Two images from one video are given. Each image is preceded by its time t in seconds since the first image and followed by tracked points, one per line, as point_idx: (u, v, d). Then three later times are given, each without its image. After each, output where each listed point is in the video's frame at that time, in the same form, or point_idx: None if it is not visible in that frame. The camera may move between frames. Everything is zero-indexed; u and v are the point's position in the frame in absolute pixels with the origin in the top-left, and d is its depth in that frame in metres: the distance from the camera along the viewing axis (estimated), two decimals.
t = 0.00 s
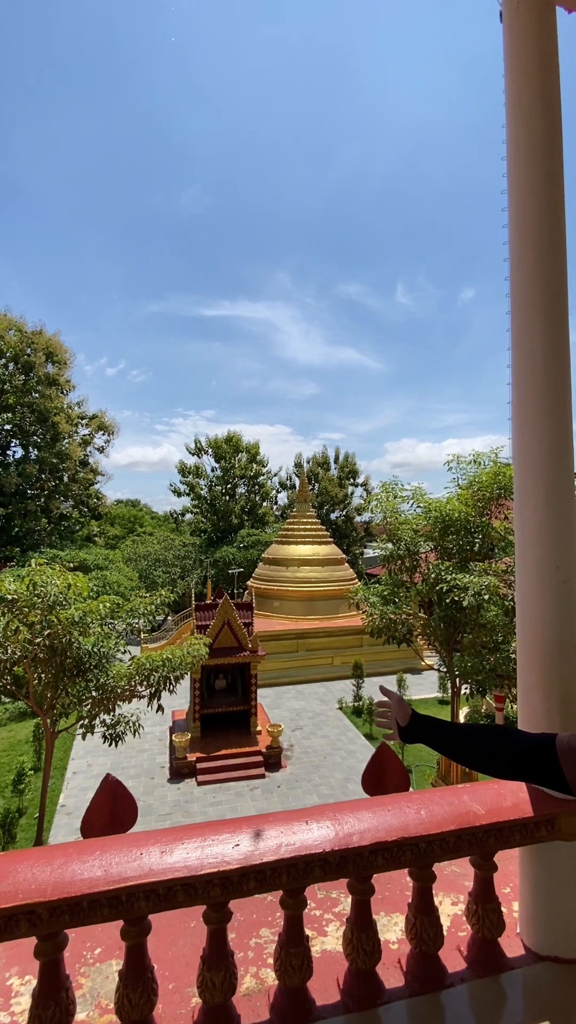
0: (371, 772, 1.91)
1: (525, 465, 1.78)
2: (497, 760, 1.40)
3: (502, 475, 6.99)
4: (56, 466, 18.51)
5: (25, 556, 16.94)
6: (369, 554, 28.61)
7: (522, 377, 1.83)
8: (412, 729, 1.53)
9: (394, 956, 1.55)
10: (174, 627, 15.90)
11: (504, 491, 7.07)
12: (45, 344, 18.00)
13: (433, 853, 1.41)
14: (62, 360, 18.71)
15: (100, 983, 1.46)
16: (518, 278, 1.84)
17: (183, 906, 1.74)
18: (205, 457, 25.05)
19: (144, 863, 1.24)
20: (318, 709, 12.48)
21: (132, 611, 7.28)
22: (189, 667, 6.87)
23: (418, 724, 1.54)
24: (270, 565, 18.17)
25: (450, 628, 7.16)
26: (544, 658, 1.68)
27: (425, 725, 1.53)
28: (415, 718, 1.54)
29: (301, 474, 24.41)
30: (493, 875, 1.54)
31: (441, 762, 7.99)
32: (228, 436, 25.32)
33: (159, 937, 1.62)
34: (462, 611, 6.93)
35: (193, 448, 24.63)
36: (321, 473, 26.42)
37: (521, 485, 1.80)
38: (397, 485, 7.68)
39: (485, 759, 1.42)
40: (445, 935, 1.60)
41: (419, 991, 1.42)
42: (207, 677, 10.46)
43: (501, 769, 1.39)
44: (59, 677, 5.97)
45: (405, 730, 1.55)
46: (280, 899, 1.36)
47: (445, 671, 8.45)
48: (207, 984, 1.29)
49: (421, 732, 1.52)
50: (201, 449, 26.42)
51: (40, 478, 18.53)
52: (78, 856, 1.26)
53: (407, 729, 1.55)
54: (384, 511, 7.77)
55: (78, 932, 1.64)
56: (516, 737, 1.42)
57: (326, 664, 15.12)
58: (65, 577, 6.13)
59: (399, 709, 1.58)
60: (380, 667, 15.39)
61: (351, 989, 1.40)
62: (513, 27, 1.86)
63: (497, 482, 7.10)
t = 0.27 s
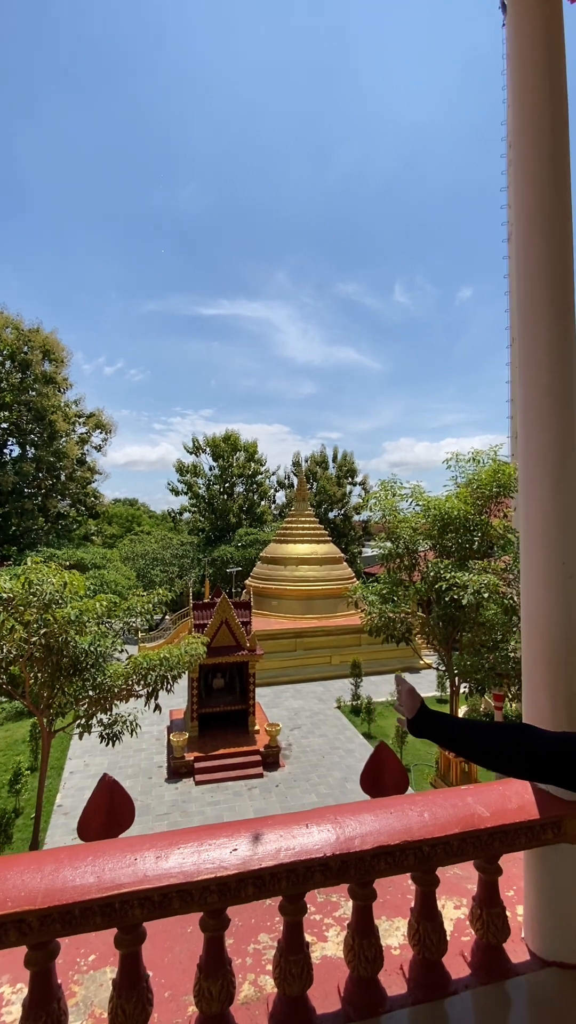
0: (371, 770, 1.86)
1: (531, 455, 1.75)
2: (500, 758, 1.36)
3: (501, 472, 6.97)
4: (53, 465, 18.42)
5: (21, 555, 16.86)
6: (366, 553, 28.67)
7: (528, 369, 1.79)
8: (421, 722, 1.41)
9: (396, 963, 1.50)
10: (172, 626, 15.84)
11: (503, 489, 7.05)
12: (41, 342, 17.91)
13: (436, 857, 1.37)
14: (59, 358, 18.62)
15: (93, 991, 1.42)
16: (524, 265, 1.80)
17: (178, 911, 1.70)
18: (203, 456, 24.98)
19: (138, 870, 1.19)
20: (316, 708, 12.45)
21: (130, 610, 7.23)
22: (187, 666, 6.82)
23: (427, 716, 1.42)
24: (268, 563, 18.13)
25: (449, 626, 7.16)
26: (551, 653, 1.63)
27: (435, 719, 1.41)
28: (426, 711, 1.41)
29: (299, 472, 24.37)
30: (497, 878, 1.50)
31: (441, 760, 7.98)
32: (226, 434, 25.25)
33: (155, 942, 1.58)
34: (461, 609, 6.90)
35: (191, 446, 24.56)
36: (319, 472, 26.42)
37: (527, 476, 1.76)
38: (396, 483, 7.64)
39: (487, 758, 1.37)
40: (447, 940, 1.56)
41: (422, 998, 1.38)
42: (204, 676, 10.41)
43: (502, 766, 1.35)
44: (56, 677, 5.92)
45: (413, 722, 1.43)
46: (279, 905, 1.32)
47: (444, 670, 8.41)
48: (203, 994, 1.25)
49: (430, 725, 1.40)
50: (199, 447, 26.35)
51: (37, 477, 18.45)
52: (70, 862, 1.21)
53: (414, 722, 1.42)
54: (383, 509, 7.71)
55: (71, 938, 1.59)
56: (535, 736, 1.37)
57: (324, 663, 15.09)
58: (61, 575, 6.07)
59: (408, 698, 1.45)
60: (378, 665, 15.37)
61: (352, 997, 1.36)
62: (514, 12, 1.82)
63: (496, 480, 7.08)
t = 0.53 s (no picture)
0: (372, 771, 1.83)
1: (549, 447, 1.70)
2: (522, 756, 1.33)
3: (503, 470, 6.93)
4: (51, 463, 18.34)
5: (19, 554, 16.79)
6: (365, 552, 28.65)
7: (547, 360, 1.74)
8: (452, 722, 1.45)
9: (410, 971, 1.45)
10: (171, 625, 15.79)
11: (505, 487, 7.02)
12: (39, 339, 17.81)
13: (453, 862, 1.32)
14: (57, 355, 18.53)
15: (96, 1002, 1.36)
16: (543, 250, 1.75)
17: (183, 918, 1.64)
18: (202, 454, 24.92)
19: (143, 877, 1.13)
20: (316, 707, 12.41)
21: (129, 609, 7.16)
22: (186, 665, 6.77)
23: (460, 716, 1.45)
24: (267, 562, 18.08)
25: (450, 625, 7.12)
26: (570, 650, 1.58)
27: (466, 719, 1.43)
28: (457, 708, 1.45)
29: (298, 471, 24.32)
30: (514, 883, 1.45)
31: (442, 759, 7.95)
32: (225, 433, 25.18)
33: (160, 951, 1.52)
34: (462, 608, 6.80)
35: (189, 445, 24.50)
36: (318, 470, 26.38)
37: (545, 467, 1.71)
38: (397, 481, 7.58)
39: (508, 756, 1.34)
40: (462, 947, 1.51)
41: (438, 1008, 1.33)
42: (204, 675, 10.36)
43: (525, 765, 1.32)
44: (54, 676, 5.86)
45: (445, 721, 1.47)
46: (289, 912, 1.27)
47: (444, 669, 8.38)
48: (212, 1006, 1.19)
49: (458, 727, 1.43)
50: (197, 446, 26.28)
51: (35, 476, 18.36)
52: (72, 869, 1.15)
53: (447, 720, 1.47)
54: (384, 507, 7.66)
55: (72, 947, 1.54)
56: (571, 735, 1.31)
57: (324, 662, 15.06)
58: (59, 573, 6.00)
59: (441, 696, 1.48)
60: (378, 664, 15.34)
61: (365, 1008, 1.31)
62: None
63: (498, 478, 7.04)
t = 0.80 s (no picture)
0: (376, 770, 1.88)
1: None
2: None
3: (508, 464, 6.86)
4: (49, 460, 18.20)
5: (17, 552, 16.66)
6: (365, 550, 28.59)
7: None
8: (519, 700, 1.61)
9: (437, 977, 1.37)
10: (170, 623, 15.69)
11: (510, 482, 6.95)
12: (37, 335, 17.66)
13: (486, 862, 1.23)
14: (55, 351, 18.39)
15: (102, 1013, 1.27)
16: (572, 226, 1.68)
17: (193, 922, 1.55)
18: (201, 452, 24.80)
19: (156, 879, 1.04)
20: (316, 706, 12.33)
21: (129, 605, 7.06)
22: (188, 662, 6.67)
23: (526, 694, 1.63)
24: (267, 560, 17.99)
25: (454, 622, 7.06)
26: None
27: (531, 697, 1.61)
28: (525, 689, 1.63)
29: (297, 469, 24.21)
30: (548, 884, 1.36)
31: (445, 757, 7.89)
32: (224, 430, 25.08)
33: (170, 957, 1.43)
34: (467, 604, 6.79)
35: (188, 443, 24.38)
36: (317, 468, 26.31)
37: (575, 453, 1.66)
38: (400, 476, 7.49)
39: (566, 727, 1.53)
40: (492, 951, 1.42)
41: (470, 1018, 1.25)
42: (204, 673, 10.27)
43: None
44: (53, 673, 5.75)
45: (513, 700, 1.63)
46: (312, 917, 1.18)
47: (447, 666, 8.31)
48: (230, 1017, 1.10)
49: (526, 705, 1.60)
50: (196, 444, 26.16)
51: (32, 473, 18.23)
52: (78, 870, 1.06)
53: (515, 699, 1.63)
54: (387, 503, 7.56)
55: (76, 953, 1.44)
56: None
57: (324, 660, 14.98)
58: (58, 568, 5.89)
59: (509, 675, 1.67)
60: (378, 662, 15.28)
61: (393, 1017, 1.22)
62: None
63: (503, 472, 6.96)
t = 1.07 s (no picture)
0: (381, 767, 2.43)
1: None
2: None
3: (513, 462, 6.76)
4: (46, 459, 18.05)
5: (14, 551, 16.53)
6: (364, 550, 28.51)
7: None
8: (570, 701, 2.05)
9: (467, 1006, 1.27)
10: (169, 623, 15.57)
11: (515, 480, 6.85)
12: (34, 333, 17.51)
13: (524, 882, 1.12)
14: (52, 349, 18.24)
15: None
16: None
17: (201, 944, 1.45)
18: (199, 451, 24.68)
19: (165, 906, 0.94)
20: (317, 706, 12.23)
21: (127, 604, 6.95)
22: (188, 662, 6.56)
23: None
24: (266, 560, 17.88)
25: (458, 621, 6.95)
26: None
27: None
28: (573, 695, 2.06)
29: (296, 468, 24.10)
30: None
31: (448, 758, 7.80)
32: (223, 429, 24.96)
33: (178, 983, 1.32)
34: (472, 603, 6.74)
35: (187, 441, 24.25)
36: (317, 468, 26.22)
37: None
38: (403, 473, 7.39)
39: None
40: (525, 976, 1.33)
41: None
42: (203, 673, 10.16)
43: None
44: (51, 673, 5.63)
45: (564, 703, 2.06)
46: (335, 944, 1.07)
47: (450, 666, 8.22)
48: None
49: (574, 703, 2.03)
50: (195, 443, 26.04)
51: (30, 471, 18.09)
52: (78, 898, 0.96)
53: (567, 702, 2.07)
54: (390, 501, 7.45)
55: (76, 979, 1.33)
56: None
57: (324, 659, 14.88)
58: (56, 566, 5.77)
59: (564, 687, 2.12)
60: (379, 662, 15.19)
61: None
62: None
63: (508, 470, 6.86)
